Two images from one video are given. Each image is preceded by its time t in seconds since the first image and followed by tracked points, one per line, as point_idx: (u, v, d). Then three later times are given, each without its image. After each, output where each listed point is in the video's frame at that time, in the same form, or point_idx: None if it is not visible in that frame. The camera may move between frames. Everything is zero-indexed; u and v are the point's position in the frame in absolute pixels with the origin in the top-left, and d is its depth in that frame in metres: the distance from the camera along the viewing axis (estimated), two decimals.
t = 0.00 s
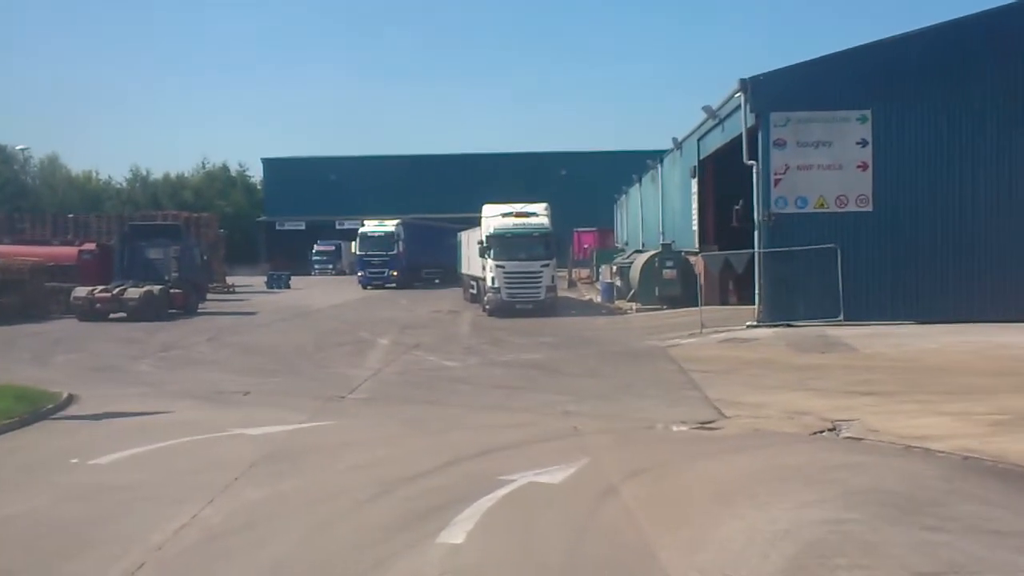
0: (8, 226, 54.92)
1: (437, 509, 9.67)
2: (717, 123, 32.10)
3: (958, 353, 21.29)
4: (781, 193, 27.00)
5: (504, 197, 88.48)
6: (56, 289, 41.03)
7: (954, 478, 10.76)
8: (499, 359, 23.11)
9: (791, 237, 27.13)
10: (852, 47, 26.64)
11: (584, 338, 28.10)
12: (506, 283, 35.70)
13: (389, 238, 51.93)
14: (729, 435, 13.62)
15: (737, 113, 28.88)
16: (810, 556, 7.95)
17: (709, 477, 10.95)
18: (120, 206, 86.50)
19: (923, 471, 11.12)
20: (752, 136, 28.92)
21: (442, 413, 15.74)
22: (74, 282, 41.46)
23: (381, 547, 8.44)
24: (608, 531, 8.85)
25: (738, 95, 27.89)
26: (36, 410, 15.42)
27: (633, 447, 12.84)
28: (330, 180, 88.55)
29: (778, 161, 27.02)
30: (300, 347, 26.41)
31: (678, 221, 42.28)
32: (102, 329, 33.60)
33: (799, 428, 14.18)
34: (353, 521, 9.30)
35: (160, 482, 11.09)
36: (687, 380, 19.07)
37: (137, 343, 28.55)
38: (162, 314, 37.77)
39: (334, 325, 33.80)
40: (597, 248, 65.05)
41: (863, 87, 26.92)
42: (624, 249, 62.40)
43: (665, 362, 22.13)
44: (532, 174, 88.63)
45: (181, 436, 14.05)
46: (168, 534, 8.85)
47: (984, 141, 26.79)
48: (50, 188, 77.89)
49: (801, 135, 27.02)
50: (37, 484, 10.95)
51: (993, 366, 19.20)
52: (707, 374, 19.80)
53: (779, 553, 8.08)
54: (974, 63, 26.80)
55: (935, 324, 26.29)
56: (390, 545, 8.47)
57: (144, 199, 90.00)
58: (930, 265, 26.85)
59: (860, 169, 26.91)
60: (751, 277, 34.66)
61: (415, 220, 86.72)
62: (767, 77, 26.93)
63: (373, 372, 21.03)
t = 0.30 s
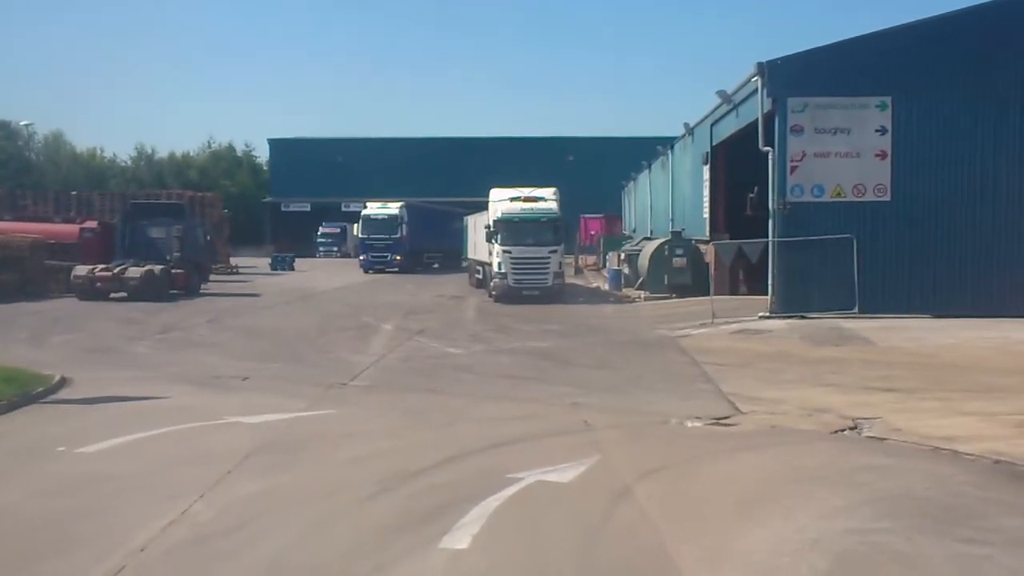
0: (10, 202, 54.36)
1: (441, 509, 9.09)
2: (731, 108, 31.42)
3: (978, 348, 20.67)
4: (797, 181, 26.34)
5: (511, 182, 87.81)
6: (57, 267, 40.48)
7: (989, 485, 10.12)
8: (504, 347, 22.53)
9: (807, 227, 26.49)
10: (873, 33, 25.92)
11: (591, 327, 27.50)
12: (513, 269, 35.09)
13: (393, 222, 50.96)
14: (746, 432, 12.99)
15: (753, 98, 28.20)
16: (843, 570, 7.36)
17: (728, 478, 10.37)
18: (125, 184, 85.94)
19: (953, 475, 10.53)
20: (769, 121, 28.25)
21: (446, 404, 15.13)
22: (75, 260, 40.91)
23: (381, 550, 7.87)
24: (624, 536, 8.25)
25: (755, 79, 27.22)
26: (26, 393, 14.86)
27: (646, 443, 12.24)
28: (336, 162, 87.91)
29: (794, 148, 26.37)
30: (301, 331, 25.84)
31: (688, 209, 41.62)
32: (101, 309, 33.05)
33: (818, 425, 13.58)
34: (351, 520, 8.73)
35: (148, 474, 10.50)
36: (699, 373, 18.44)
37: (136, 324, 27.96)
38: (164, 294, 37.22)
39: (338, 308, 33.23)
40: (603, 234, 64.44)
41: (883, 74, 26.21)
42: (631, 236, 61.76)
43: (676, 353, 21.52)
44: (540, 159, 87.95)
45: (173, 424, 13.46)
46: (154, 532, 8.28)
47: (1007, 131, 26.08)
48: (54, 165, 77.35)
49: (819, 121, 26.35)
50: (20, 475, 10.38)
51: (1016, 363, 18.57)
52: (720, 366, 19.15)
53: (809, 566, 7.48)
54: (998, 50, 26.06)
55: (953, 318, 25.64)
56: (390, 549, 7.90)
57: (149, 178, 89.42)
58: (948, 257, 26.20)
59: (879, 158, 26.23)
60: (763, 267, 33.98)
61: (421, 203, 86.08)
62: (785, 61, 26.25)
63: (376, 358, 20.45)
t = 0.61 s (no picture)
0: (7, 211, 53.92)
1: (440, 539, 8.53)
2: (736, 114, 30.91)
3: (994, 359, 20.09)
4: (803, 187, 25.82)
5: (512, 189, 87.30)
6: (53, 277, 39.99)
7: (1020, 509, 9.56)
8: (506, 359, 21.96)
9: (814, 234, 25.96)
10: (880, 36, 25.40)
11: (595, 337, 26.93)
12: (514, 277, 34.55)
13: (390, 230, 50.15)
14: (759, 451, 12.44)
15: (759, 103, 27.70)
16: None
17: (744, 503, 9.80)
18: (124, 193, 85.52)
19: (982, 498, 9.95)
20: (775, 126, 27.75)
21: (446, 420, 14.59)
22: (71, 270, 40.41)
23: None
24: (636, 571, 7.68)
25: (760, 84, 26.72)
26: (9, 411, 14.29)
27: (656, 463, 11.67)
28: (336, 169, 87.48)
29: (801, 154, 25.84)
30: (299, 342, 25.28)
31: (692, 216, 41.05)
32: (96, 319, 32.51)
33: (835, 442, 13.01)
34: (343, 552, 8.17)
35: (131, 500, 9.97)
36: (708, 386, 17.87)
37: (130, 335, 27.44)
38: (160, 304, 36.71)
39: (337, 318, 32.67)
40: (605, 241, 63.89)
41: (891, 78, 25.68)
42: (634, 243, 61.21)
43: (683, 364, 20.95)
44: (541, 166, 87.46)
45: (161, 443, 12.93)
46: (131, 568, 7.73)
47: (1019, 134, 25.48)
48: (52, 173, 76.94)
49: (826, 126, 25.81)
50: None
51: None
52: (729, 378, 18.59)
53: None
54: (1009, 52, 25.48)
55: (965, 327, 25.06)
56: None
57: (148, 187, 89.02)
58: (959, 264, 25.62)
59: (887, 163, 25.69)
60: (769, 275, 33.40)
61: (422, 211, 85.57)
62: (790, 65, 25.76)
63: (374, 371, 19.89)
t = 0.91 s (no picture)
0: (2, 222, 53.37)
1: (439, 567, 7.96)
2: (739, 116, 30.39)
3: (1010, 364, 19.52)
4: (810, 190, 25.25)
5: (512, 195, 86.77)
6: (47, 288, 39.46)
7: None
8: (508, 368, 21.41)
9: (822, 238, 25.37)
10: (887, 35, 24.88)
11: (598, 344, 26.35)
12: (515, 285, 33.98)
13: (388, 238, 49.46)
14: (773, 465, 11.87)
15: (763, 105, 27.15)
16: None
17: (763, 524, 9.24)
18: (122, 203, 84.99)
19: (1015, 516, 9.40)
20: (780, 129, 27.18)
21: (446, 435, 14.02)
22: (66, 281, 39.89)
23: None
24: None
25: (765, 85, 26.18)
26: None
27: (666, 480, 11.11)
28: (335, 177, 87.01)
29: (807, 156, 25.28)
30: (296, 353, 24.71)
31: (694, 220, 40.48)
32: (89, 331, 31.94)
33: (852, 455, 12.45)
34: None
35: (111, 526, 9.41)
36: (716, 395, 17.30)
37: (124, 347, 26.87)
38: (156, 315, 36.16)
39: (335, 327, 32.10)
40: (606, 247, 63.42)
41: (899, 78, 25.15)
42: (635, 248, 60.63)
43: (689, 373, 20.38)
44: (540, 171, 86.97)
45: (148, 462, 12.37)
46: None
47: None
48: (49, 184, 76.43)
49: (833, 128, 25.26)
50: None
51: None
52: (738, 387, 18.01)
53: None
54: (1018, 50, 24.96)
55: (976, 332, 24.51)
56: None
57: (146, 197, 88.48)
58: (970, 267, 25.05)
59: (895, 165, 25.14)
60: (773, 280, 32.84)
61: (421, 218, 85.03)
62: (796, 66, 25.22)
63: (372, 383, 19.33)
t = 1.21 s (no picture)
0: None
1: None
2: (744, 120, 29.85)
3: None
4: (817, 196, 24.68)
5: (511, 200, 86.26)
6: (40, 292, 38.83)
7: None
8: (507, 377, 20.84)
9: (829, 245, 24.79)
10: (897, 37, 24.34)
11: (600, 352, 25.78)
12: (515, 291, 33.34)
13: (385, 242, 48.82)
14: (787, 484, 11.27)
15: (769, 109, 26.60)
16: None
17: (782, 550, 8.67)
18: (118, 207, 84.42)
19: None
20: (786, 133, 26.62)
21: (443, 449, 13.42)
22: (59, 285, 39.28)
23: None
24: None
25: (771, 88, 25.63)
26: None
27: (677, 500, 10.53)
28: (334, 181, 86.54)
29: (814, 160, 24.71)
30: (290, 361, 24.14)
31: (697, 226, 39.92)
32: (81, 337, 31.36)
33: (870, 473, 11.87)
34: None
35: (86, 550, 8.82)
36: (723, 407, 16.71)
37: (115, 353, 26.27)
38: (150, 320, 35.55)
39: (331, 334, 31.53)
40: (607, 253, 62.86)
41: (908, 81, 24.59)
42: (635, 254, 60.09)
43: (694, 383, 19.81)
44: (540, 176, 86.50)
45: (131, 479, 11.78)
46: None
47: None
48: (45, 188, 75.90)
49: (841, 132, 24.69)
50: None
51: None
52: (746, 399, 17.41)
53: None
54: None
55: (987, 341, 23.94)
56: None
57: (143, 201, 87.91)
58: (980, 274, 24.50)
59: (904, 170, 24.57)
60: (778, 288, 32.27)
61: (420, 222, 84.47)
62: (804, 68, 24.66)
63: (367, 393, 18.76)
